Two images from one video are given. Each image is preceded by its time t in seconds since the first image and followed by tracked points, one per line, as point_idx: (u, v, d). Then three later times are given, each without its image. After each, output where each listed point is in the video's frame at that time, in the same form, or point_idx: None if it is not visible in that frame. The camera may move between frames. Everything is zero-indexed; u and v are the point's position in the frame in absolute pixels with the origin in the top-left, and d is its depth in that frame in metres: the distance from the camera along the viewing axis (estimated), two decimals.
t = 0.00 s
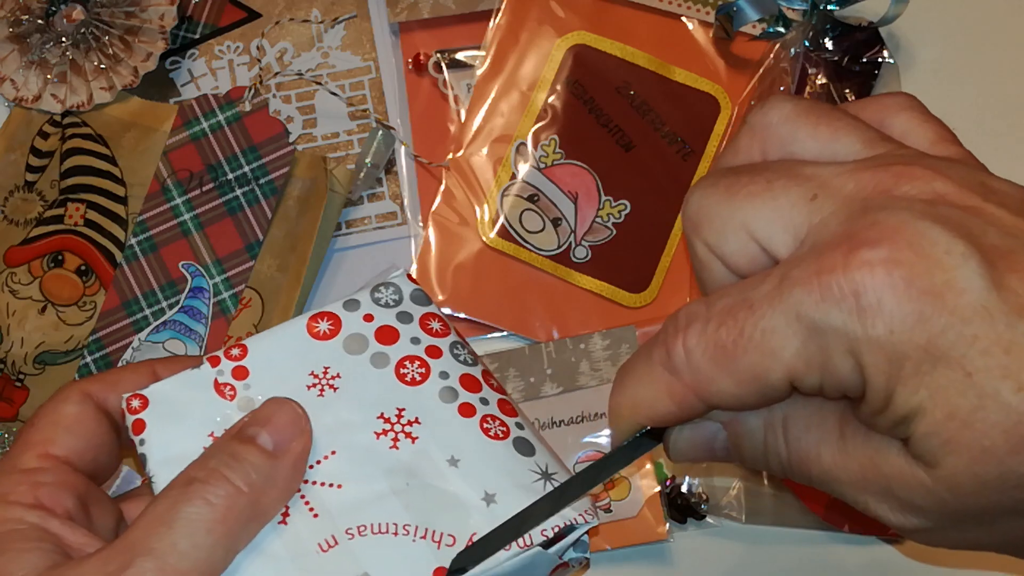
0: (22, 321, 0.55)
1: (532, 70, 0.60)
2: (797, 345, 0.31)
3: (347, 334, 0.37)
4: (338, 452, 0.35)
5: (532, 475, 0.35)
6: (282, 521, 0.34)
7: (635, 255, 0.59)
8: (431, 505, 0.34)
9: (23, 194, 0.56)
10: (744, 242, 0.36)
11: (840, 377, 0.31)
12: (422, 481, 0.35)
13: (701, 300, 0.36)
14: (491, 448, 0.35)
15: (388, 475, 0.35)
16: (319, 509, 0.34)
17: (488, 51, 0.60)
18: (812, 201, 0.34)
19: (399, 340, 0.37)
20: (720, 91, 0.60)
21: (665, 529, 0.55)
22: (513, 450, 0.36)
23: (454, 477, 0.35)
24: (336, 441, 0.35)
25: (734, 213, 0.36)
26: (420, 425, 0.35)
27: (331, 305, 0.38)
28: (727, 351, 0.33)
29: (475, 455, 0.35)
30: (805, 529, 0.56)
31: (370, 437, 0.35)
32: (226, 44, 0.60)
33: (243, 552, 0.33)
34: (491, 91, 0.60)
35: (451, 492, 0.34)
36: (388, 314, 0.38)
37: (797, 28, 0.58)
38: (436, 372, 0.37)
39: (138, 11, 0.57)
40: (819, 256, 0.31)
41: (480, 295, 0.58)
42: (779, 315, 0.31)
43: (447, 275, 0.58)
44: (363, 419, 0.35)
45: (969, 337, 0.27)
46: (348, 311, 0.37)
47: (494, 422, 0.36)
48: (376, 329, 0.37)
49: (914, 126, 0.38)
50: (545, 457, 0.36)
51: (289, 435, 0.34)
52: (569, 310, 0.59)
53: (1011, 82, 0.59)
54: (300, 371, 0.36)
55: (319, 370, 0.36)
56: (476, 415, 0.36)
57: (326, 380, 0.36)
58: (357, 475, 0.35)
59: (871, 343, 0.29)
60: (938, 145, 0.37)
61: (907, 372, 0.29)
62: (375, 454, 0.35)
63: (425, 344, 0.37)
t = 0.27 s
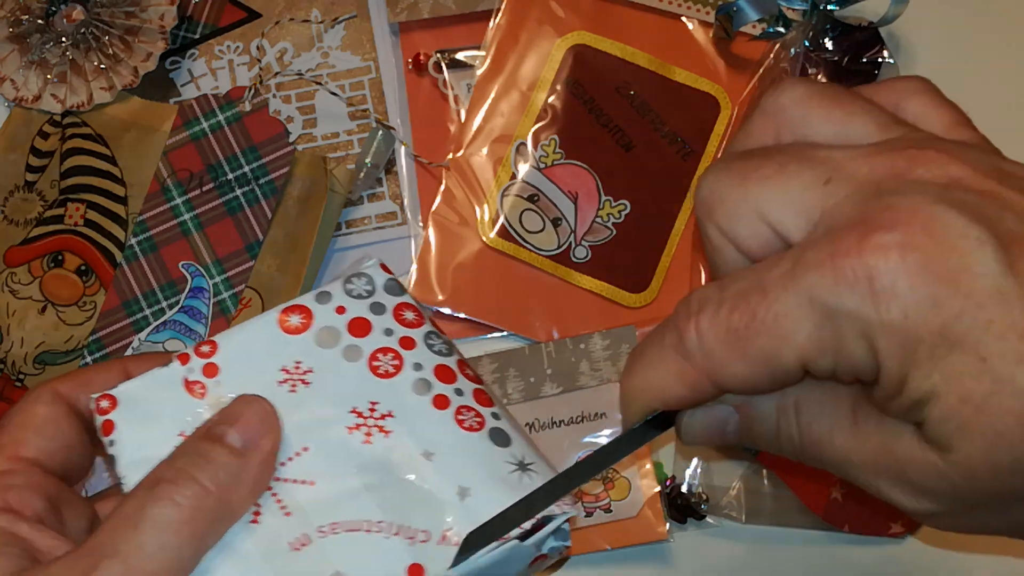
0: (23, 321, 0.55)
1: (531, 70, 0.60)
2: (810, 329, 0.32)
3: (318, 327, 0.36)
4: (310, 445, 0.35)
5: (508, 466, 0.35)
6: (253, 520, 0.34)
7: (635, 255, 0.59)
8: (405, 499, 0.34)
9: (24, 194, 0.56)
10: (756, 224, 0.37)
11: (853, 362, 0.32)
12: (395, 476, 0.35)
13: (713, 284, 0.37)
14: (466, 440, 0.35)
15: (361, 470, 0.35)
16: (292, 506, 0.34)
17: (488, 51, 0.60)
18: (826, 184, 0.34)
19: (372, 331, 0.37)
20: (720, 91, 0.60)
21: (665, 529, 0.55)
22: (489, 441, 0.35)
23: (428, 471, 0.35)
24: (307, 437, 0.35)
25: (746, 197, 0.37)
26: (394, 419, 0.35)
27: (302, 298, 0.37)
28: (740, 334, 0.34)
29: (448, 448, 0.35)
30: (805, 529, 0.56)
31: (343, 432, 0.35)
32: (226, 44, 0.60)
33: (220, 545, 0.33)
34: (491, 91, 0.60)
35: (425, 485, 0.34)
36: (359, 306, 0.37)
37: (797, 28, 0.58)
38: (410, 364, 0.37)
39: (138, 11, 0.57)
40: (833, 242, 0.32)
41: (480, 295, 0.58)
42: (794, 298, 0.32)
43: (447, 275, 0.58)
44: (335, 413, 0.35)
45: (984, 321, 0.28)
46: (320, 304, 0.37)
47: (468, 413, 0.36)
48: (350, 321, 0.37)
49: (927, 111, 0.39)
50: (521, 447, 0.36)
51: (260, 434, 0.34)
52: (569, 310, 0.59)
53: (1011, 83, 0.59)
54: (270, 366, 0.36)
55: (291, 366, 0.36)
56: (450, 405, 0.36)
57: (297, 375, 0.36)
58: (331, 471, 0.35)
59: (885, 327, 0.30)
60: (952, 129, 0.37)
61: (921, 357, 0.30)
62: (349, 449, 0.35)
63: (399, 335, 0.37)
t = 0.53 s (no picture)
0: (23, 321, 0.55)
1: (531, 70, 0.60)
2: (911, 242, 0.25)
3: (218, 300, 0.39)
4: (207, 416, 0.36)
5: (426, 429, 0.38)
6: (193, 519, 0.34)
7: (635, 255, 0.59)
8: (315, 464, 0.36)
9: (24, 195, 0.56)
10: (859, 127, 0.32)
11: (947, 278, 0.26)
12: (311, 445, 0.36)
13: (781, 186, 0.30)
14: (382, 399, 0.38)
15: (264, 441, 0.36)
16: (206, 492, 0.35)
17: (488, 51, 0.60)
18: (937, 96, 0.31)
19: (297, 312, 0.39)
20: (720, 91, 0.60)
21: (665, 528, 0.55)
22: (403, 406, 0.38)
23: (344, 433, 0.37)
24: (226, 412, 0.37)
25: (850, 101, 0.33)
26: (307, 385, 0.38)
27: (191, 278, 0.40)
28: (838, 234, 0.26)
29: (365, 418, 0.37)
30: (806, 530, 0.55)
31: (257, 405, 0.37)
32: (226, 44, 0.60)
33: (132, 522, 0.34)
34: (491, 91, 0.60)
35: (331, 451, 0.36)
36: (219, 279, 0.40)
37: (798, 28, 0.57)
38: (324, 334, 0.40)
39: (138, 11, 0.57)
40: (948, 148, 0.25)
41: (480, 295, 0.58)
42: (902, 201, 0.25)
43: (447, 275, 0.58)
44: (243, 387, 0.37)
45: None
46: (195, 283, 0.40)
47: (375, 371, 0.39)
48: (264, 292, 0.40)
49: None
50: (435, 413, 0.39)
51: (163, 413, 0.36)
52: (569, 311, 0.58)
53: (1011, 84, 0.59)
54: (174, 343, 0.38)
55: (202, 340, 0.38)
56: (366, 376, 0.39)
57: (201, 349, 0.38)
58: (244, 452, 0.36)
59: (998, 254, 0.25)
60: None
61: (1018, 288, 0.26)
62: (260, 419, 0.37)
63: (318, 304, 0.40)
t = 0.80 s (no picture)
0: (23, 321, 0.55)
1: (531, 70, 0.60)
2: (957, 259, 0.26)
3: (127, 406, 0.52)
4: (110, 505, 0.50)
5: (317, 444, 0.52)
6: None
7: (636, 256, 0.59)
8: (233, 541, 0.50)
9: (23, 194, 0.56)
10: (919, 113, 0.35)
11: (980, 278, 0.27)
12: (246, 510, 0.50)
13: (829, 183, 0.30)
14: (269, 444, 0.52)
15: (192, 538, 0.50)
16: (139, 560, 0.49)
17: (488, 52, 0.60)
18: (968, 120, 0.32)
19: (222, 383, 0.53)
20: (720, 91, 0.60)
21: (665, 528, 0.55)
22: (297, 439, 0.52)
23: (234, 497, 0.50)
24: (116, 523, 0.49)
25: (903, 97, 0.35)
26: (187, 467, 0.51)
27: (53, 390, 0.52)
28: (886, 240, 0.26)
29: (257, 481, 0.51)
30: (806, 529, 0.55)
31: (147, 487, 0.50)
32: (226, 44, 0.60)
33: None
34: (491, 91, 0.60)
35: (251, 519, 0.50)
36: (98, 386, 0.52)
37: (797, 28, 0.58)
38: (195, 415, 0.52)
39: (138, 11, 0.57)
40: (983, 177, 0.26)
41: (480, 295, 0.58)
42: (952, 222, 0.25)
43: (447, 275, 0.58)
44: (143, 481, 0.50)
45: None
46: (71, 397, 0.52)
47: (261, 421, 0.52)
48: (166, 376, 0.53)
49: None
50: (325, 425, 0.53)
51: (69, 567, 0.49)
52: (569, 311, 0.58)
53: (1010, 84, 0.59)
54: (60, 459, 0.50)
55: (146, 417, 0.51)
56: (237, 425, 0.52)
57: (79, 471, 0.50)
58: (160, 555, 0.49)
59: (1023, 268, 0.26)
60: None
61: None
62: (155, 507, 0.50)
63: (213, 377, 0.53)
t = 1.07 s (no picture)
0: (22, 321, 0.55)
1: (532, 70, 0.60)
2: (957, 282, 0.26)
3: (126, 496, 0.42)
4: None
5: (328, 467, 0.43)
6: None
7: (636, 256, 0.59)
8: (288, 546, 0.42)
9: (23, 194, 0.56)
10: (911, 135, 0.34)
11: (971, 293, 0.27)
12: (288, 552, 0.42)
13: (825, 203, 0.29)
14: (288, 486, 0.43)
15: None
16: None
17: (488, 51, 0.60)
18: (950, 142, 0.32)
19: (214, 441, 0.44)
20: (720, 91, 0.60)
21: (665, 529, 0.55)
22: (309, 471, 0.43)
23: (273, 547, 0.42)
24: None
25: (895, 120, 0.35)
26: (217, 533, 0.41)
27: (39, 506, 0.42)
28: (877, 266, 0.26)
29: (291, 525, 0.42)
30: (805, 529, 0.56)
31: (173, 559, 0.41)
32: (226, 44, 0.60)
33: None
34: (491, 91, 0.60)
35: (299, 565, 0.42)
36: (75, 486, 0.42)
37: (797, 28, 0.58)
38: (184, 471, 0.42)
39: (138, 11, 0.57)
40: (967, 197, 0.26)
41: (480, 295, 0.58)
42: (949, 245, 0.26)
43: (447, 275, 0.58)
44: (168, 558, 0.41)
45: None
46: (54, 501, 0.41)
47: (270, 464, 0.43)
48: (152, 455, 0.43)
49: None
50: (332, 446, 0.44)
51: None
52: (569, 311, 0.58)
53: (1010, 84, 0.59)
54: (80, 563, 0.41)
55: (149, 503, 0.42)
56: (252, 478, 0.43)
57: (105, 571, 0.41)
58: None
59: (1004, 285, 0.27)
60: None
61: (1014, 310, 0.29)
62: None
63: (203, 441, 0.43)
